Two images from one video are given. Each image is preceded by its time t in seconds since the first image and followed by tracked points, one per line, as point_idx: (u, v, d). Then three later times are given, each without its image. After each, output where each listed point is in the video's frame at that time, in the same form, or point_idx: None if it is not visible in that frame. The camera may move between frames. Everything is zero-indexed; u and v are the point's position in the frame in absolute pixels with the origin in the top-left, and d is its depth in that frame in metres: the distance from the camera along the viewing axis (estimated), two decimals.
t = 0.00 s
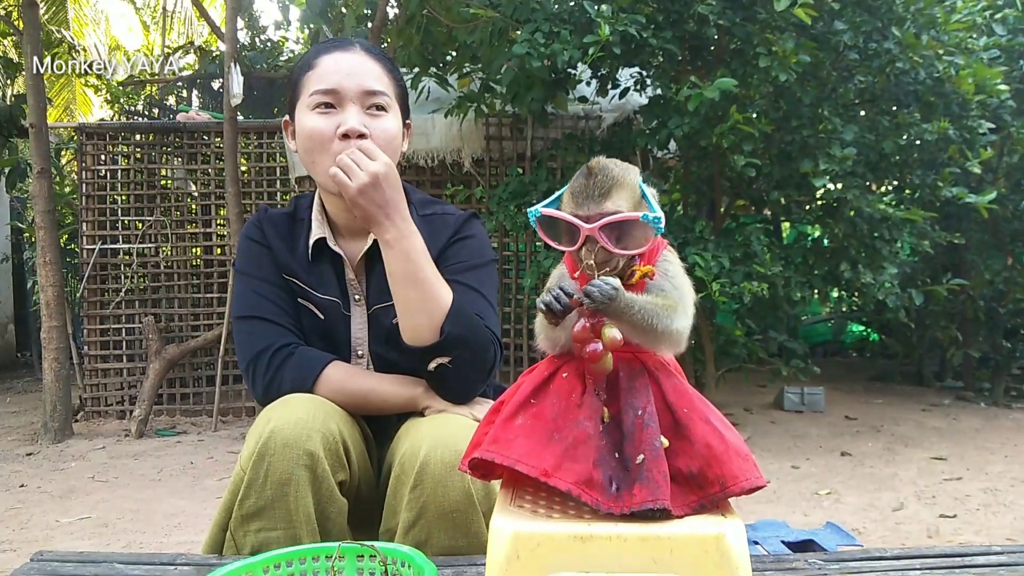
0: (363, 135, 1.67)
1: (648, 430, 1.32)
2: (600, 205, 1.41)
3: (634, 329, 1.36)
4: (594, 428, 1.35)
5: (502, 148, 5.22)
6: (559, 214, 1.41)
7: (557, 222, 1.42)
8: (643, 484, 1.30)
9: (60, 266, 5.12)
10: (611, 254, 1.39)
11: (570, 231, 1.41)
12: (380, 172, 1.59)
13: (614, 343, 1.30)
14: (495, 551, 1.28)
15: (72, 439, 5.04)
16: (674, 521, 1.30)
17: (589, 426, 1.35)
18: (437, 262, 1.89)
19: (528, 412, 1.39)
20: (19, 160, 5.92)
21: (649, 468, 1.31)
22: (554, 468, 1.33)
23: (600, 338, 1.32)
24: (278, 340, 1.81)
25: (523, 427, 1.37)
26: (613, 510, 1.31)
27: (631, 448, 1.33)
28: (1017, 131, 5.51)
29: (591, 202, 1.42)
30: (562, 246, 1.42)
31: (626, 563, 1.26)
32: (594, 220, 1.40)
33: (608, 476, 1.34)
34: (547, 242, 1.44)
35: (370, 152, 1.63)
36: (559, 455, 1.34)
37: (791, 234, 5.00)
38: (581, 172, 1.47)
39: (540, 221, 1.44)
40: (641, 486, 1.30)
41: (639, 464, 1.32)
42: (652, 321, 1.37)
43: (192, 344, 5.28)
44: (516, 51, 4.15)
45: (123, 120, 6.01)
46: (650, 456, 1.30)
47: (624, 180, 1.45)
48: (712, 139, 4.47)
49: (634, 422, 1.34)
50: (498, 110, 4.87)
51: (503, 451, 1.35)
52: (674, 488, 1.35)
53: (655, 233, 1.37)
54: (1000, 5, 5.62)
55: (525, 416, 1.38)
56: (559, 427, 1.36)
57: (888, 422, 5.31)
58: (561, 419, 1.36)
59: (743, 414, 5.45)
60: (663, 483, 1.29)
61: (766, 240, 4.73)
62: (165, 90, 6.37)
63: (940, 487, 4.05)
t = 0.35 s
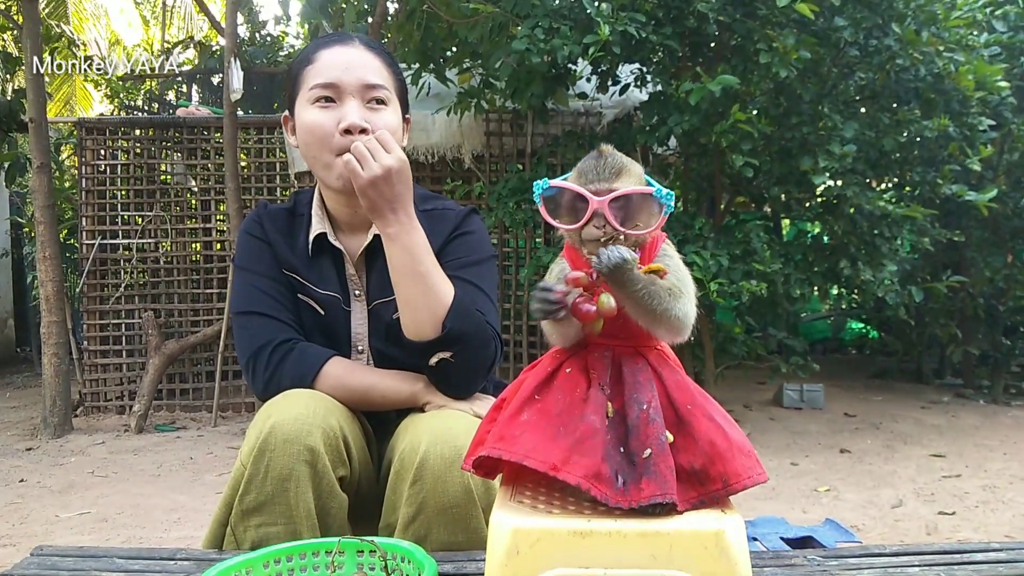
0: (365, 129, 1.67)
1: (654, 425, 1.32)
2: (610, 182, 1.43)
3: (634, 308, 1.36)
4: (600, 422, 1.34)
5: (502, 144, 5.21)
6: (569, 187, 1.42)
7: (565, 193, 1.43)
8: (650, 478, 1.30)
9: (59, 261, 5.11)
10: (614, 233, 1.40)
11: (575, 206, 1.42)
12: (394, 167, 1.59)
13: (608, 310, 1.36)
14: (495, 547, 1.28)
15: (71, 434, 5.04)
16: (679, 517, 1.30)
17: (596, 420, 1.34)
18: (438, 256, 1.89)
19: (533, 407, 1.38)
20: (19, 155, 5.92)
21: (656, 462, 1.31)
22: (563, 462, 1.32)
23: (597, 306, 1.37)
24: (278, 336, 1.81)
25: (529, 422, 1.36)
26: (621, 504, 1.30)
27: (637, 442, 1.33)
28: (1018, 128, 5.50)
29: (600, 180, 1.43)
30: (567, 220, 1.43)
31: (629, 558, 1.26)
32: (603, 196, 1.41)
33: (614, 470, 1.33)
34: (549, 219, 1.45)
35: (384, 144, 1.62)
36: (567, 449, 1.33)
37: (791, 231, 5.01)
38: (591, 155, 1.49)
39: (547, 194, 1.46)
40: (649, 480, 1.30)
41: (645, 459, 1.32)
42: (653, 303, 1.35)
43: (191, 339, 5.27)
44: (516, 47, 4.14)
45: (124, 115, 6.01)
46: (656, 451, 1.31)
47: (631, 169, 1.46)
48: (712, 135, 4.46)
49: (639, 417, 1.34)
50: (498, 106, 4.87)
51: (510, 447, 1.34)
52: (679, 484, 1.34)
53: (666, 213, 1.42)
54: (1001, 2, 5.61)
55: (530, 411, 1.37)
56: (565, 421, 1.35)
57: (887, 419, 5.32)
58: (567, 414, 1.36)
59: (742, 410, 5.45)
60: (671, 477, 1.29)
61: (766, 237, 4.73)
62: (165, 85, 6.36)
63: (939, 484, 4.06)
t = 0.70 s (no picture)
0: (375, 125, 1.68)
1: (659, 426, 1.32)
2: (620, 183, 1.41)
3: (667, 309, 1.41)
4: (607, 424, 1.34)
5: (505, 145, 5.21)
6: (576, 188, 1.40)
7: (572, 195, 1.41)
8: (656, 478, 1.30)
9: (63, 261, 5.12)
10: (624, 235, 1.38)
11: (583, 207, 1.40)
12: (408, 168, 1.58)
13: (672, 328, 1.33)
14: (497, 547, 1.27)
15: (74, 434, 5.05)
16: (684, 517, 1.30)
17: (602, 423, 1.34)
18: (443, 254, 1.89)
19: (538, 410, 1.37)
20: (22, 155, 5.92)
21: (662, 462, 1.31)
22: (570, 465, 1.32)
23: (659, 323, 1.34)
24: (283, 335, 1.81)
25: (534, 425, 1.35)
26: (628, 506, 1.30)
27: (643, 443, 1.33)
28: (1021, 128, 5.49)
29: (607, 181, 1.42)
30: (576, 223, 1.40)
31: (633, 558, 1.26)
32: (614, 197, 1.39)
33: (621, 472, 1.33)
34: (553, 219, 1.41)
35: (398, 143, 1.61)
36: (574, 452, 1.32)
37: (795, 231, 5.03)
38: (596, 156, 1.47)
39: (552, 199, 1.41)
40: (655, 480, 1.30)
41: (651, 460, 1.32)
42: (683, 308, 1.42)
43: (194, 340, 5.28)
44: (518, 48, 4.14)
45: (126, 116, 6.01)
46: (662, 451, 1.31)
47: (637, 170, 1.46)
48: (715, 136, 4.46)
49: (644, 418, 1.34)
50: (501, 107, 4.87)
51: (516, 450, 1.33)
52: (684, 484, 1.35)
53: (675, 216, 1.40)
54: (1005, 3, 5.60)
55: (535, 414, 1.36)
56: (571, 424, 1.34)
57: (890, 420, 5.31)
58: (573, 417, 1.35)
59: (745, 411, 5.45)
60: (677, 477, 1.29)
61: (768, 238, 4.73)
62: (168, 86, 6.37)
63: (942, 485, 4.05)
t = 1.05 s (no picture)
0: (378, 126, 1.70)
1: (658, 426, 1.35)
2: (621, 202, 1.39)
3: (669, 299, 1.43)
4: (605, 426, 1.36)
5: (504, 147, 5.24)
6: (577, 207, 1.37)
7: (574, 215, 1.38)
8: (656, 478, 1.32)
9: (64, 263, 5.14)
10: (629, 250, 1.37)
11: (584, 225, 1.37)
12: (395, 213, 1.51)
13: (667, 303, 1.36)
14: (498, 547, 1.29)
15: (76, 436, 5.07)
16: (685, 517, 1.32)
17: (601, 424, 1.36)
18: (443, 257, 1.93)
19: (537, 414, 1.39)
20: (23, 158, 5.95)
21: (661, 462, 1.33)
22: (571, 468, 1.34)
23: (654, 298, 1.37)
24: (284, 337, 1.83)
25: (534, 428, 1.37)
26: (629, 506, 1.32)
27: (642, 443, 1.35)
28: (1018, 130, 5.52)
29: (608, 199, 1.40)
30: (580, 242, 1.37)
31: (634, 557, 1.28)
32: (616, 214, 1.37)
33: (621, 473, 1.35)
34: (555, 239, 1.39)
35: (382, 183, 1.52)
36: (574, 454, 1.34)
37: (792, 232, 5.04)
38: (593, 167, 1.44)
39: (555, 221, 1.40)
40: (655, 480, 1.32)
41: (651, 460, 1.34)
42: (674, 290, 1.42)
43: (194, 341, 5.30)
44: (518, 50, 4.17)
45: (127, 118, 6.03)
46: (661, 451, 1.33)
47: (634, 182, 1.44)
48: (713, 138, 4.48)
49: (642, 419, 1.36)
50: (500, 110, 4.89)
51: (517, 454, 1.34)
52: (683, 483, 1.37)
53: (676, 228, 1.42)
54: (1001, 5, 5.64)
55: (535, 418, 1.38)
56: (570, 426, 1.37)
57: (888, 420, 5.34)
58: (571, 419, 1.37)
59: (743, 411, 5.48)
60: (676, 476, 1.31)
61: (766, 239, 4.76)
62: (169, 88, 6.40)
63: (939, 484, 4.08)
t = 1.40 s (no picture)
0: (376, 122, 1.70)
1: (662, 427, 1.33)
2: (621, 196, 1.38)
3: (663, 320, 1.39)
4: (610, 428, 1.35)
5: (502, 147, 5.23)
6: (579, 203, 1.37)
7: (578, 210, 1.37)
8: (663, 480, 1.32)
9: (61, 263, 5.12)
10: (631, 245, 1.36)
11: (587, 221, 1.36)
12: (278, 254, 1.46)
13: (668, 335, 1.34)
14: (498, 549, 1.29)
15: (73, 437, 5.05)
16: (686, 518, 1.32)
17: (605, 427, 1.34)
18: (442, 257, 1.93)
19: (540, 416, 1.38)
20: (21, 158, 5.93)
21: (666, 464, 1.32)
22: (576, 472, 1.33)
23: (655, 332, 1.35)
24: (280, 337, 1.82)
25: (538, 432, 1.36)
26: (635, 509, 1.33)
27: (646, 445, 1.34)
28: (1016, 130, 5.52)
29: (609, 194, 1.39)
30: (582, 239, 1.36)
31: (635, 558, 1.27)
32: (617, 210, 1.37)
33: (626, 475, 1.35)
34: (556, 236, 1.38)
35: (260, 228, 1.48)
36: (579, 458, 1.33)
37: (791, 233, 5.01)
38: (591, 163, 1.43)
39: (557, 218, 1.38)
40: (661, 481, 1.32)
41: (656, 461, 1.33)
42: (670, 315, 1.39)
43: (192, 342, 5.28)
44: (517, 50, 4.16)
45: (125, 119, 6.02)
46: (666, 453, 1.32)
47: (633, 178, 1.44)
48: (712, 137, 4.47)
49: (647, 420, 1.35)
50: (498, 110, 4.88)
51: (521, 458, 1.34)
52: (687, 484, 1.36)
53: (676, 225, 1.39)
54: (999, 5, 5.64)
55: (538, 421, 1.37)
56: (574, 429, 1.35)
57: (887, 420, 5.33)
58: (576, 421, 1.36)
59: (742, 412, 5.47)
60: (683, 477, 1.31)
61: (764, 239, 4.76)
62: (167, 89, 6.39)
63: (939, 485, 4.07)
